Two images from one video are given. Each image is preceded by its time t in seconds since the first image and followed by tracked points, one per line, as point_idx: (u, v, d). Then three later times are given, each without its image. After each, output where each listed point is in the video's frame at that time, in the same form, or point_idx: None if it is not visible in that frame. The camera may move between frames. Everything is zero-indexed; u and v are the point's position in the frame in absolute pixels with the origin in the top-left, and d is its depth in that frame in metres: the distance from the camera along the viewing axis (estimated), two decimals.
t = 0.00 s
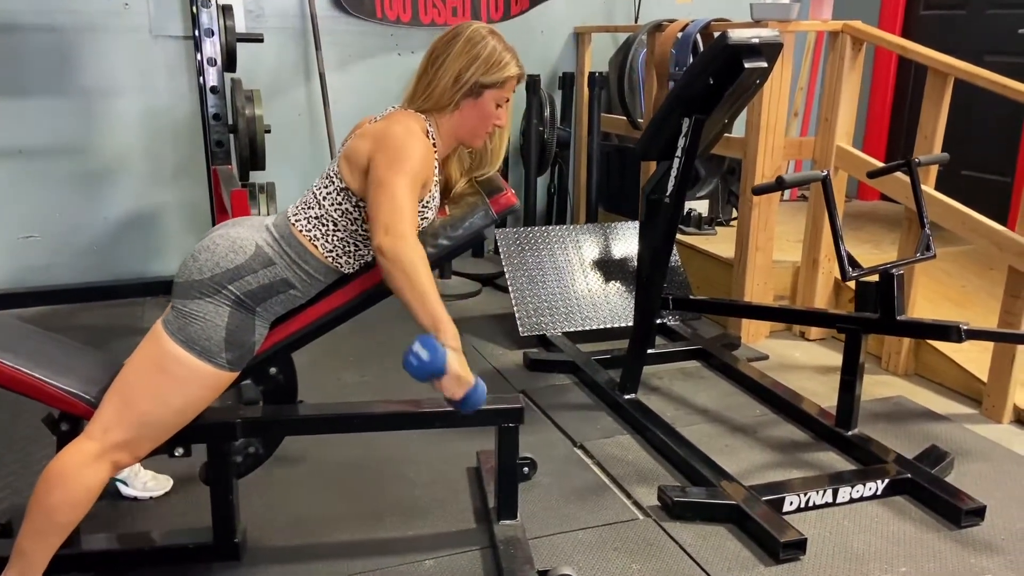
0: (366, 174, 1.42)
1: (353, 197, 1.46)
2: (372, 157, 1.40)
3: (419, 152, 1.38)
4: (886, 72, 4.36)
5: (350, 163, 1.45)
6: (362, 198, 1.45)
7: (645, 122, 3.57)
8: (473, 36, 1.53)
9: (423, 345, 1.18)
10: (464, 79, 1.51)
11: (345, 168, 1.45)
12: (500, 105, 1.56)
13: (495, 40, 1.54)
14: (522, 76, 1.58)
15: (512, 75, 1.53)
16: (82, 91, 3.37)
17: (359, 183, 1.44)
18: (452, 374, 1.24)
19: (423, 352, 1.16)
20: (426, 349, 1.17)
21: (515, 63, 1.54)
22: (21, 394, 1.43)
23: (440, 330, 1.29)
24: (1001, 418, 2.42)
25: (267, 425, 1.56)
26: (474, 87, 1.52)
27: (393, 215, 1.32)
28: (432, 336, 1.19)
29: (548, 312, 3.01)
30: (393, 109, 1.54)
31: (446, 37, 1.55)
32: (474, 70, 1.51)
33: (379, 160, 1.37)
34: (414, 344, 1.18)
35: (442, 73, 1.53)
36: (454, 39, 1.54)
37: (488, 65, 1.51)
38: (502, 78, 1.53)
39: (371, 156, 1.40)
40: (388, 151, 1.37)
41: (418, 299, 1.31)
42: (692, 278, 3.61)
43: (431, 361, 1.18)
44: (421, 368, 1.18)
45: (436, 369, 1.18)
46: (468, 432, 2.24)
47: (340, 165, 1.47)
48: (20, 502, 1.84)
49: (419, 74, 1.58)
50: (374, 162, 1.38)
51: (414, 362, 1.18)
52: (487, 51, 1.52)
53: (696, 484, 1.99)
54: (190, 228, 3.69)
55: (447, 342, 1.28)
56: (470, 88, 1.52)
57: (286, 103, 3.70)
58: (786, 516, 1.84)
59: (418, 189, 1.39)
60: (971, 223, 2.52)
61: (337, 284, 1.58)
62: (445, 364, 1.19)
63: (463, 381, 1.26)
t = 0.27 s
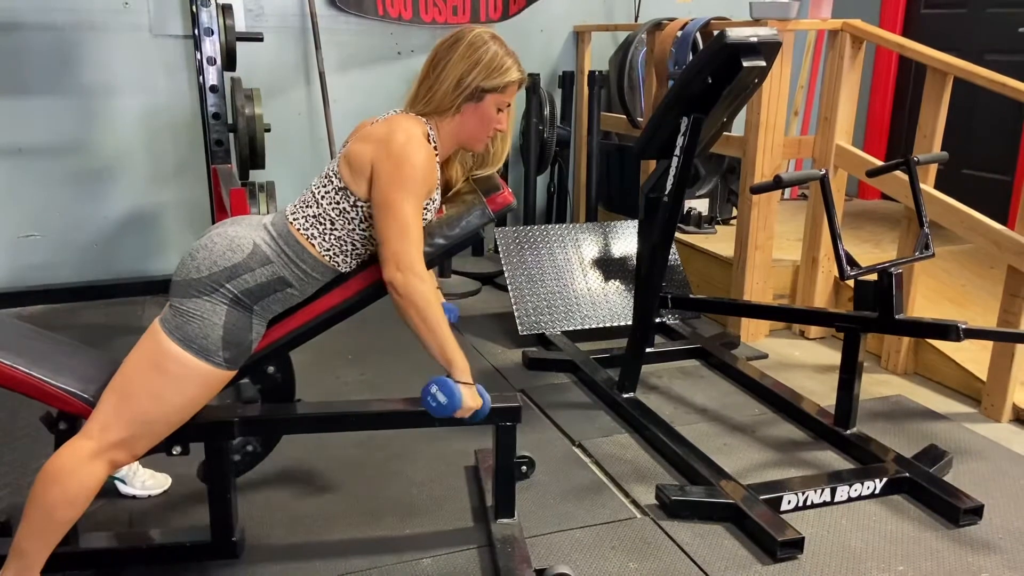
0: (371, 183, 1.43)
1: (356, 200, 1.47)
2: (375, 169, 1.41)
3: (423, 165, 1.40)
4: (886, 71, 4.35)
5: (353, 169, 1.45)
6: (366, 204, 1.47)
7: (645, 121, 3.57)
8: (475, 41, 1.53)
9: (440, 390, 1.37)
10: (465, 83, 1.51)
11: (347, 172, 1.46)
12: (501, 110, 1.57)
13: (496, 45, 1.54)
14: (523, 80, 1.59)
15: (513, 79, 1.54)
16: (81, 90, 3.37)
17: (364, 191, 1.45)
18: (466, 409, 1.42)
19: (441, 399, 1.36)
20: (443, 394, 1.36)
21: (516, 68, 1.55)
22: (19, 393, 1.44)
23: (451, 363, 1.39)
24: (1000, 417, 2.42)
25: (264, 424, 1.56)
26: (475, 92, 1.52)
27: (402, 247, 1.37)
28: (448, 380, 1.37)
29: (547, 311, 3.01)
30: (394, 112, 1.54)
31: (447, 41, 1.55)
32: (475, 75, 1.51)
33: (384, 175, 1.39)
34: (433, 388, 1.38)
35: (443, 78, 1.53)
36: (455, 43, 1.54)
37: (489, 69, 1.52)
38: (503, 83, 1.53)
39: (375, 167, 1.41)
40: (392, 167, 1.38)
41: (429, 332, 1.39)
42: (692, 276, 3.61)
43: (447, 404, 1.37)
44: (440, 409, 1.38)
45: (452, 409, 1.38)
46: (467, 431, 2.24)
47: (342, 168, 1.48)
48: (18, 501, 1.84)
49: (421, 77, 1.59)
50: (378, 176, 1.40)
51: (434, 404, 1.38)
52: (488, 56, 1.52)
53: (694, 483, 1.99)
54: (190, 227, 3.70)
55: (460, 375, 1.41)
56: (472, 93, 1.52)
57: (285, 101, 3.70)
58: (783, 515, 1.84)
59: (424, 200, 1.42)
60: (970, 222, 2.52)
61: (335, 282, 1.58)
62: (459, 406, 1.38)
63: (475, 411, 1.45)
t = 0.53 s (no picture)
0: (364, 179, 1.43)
1: (350, 198, 1.47)
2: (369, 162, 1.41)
3: (416, 158, 1.39)
4: (886, 70, 4.34)
5: (347, 166, 1.46)
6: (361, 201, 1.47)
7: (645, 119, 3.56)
8: (467, 36, 1.53)
9: (430, 366, 1.25)
10: (458, 79, 1.51)
11: (341, 171, 1.47)
12: (494, 105, 1.57)
13: (489, 41, 1.54)
14: (516, 76, 1.59)
15: (507, 75, 1.54)
16: (81, 90, 3.38)
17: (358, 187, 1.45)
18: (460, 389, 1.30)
19: (430, 375, 1.23)
20: (432, 370, 1.24)
21: (509, 63, 1.54)
22: (18, 393, 1.44)
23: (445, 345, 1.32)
24: (999, 416, 2.41)
25: (261, 423, 1.56)
26: (468, 87, 1.52)
27: (394, 229, 1.34)
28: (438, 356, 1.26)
29: (545, 311, 3.02)
30: (387, 108, 1.55)
31: (440, 37, 1.56)
32: (467, 71, 1.51)
33: (376, 168, 1.38)
34: (422, 365, 1.25)
35: (436, 74, 1.53)
36: (448, 39, 1.54)
37: (482, 65, 1.51)
38: (496, 78, 1.53)
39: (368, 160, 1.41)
40: (385, 160, 1.38)
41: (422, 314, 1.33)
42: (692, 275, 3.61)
43: (438, 382, 1.25)
44: (431, 390, 1.25)
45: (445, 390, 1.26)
46: (465, 430, 2.25)
47: (337, 168, 1.48)
48: (16, 500, 1.84)
49: (414, 74, 1.59)
50: (371, 168, 1.39)
51: (423, 384, 1.25)
52: (481, 51, 1.52)
53: (691, 482, 1.99)
54: (190, 227, 3.70)
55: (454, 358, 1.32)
56: (465, 89, 1.53)
57: (285, 101, 3.70)
58: (781, 514, 1.83)
59: (416, 193, 1.41)
60: (970, 220, 2.51)
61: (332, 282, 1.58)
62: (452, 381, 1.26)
63: (471, 392, 1.33)
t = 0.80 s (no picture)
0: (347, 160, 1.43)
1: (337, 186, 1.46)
2: (352, 139, 1.42)
3: (397, 132, 1.39)
4: (887, 68, 4.34)
5: (334, 155, 1.46)
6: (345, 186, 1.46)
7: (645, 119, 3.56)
8: (459, 29, 1.53)
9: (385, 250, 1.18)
10: (450, 72, 1.51)
11: (329, 161, 1.47)
12: (487, 99, 1.57)
13: (481, 33, 1.55)
14: (509, 69, 1.60)
15: (499, 67, 1.55)
16: (81, 89, 3.38)
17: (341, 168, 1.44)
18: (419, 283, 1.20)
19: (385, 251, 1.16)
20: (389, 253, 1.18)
21: (501, 55, 1.55)
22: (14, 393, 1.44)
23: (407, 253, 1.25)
24: (999, 415, 2.41)
25: (258, 423, 1.56)
26: (460, 80, 1.52)
27: (362, 164, 1.32)
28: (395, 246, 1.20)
29: (544, 310, 3.02)
30: (378, 102, 1.54)
31: (431, 31, 1.56)
32: (460, 63, 1.51)
33: (358, 141, 1.39)
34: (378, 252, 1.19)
35: (428, 67, 1.53)
36: (440, 32, 1.54)
37: (474, 57, 1.52)
38: (488, 71, 1.54)
39: (352, 138, 1.42)
40: (367, 133, 1.39)
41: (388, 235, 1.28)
42: (691, 274, 3.60)
43: (392, 263, 1.17)
44: (386, 271, 1.17)
45: (400, 270, 1.18)
46: (463, 429, 2.24)
47: (327, 162, 1.48)
48: (14, 499, 1.84)
49: (405, 68, 1.59)
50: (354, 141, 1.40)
51: (377, 265, 1.17)
52: (473, 43, 1.52)
53: (690, 481, 1.98)
54: (190, 226, 3.70)
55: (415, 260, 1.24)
56: (457, 81, 1.53)
57: (285, 101, 3.70)
58: (779, 514, 1.83)
59: (397, 166, 1.39)
60: (969, 219, 2.50)
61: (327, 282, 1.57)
62: (408, 265, 1.18)
63: (433, 296, 1.22)
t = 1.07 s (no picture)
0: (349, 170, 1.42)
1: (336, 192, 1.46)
2: (353, 150, 1.40)
3: (400, 150, 1.38)
4: (887, 67, 4.32)
5: (333, 159, 1.45)
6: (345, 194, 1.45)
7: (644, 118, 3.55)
8: (458, 33, 1.52)
9: (400, 325, 1.18)
10: (447, 76, 1.51)
11: (327, 164, 1.46)
12: (485, 103, 1.56)
13: (479, 37, 1.54)
14: (508, 73, 1.58)
15: (497, 71, 1.53)
16: (79, 89, 3.37)
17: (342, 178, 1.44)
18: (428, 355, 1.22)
19: (400, 331, 1.16)
20: (403, 329, 1.17)
21: (500, 59, 1.54)
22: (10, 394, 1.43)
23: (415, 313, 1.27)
24: (998, 415, 2.40)
25: (252, 423, 1.56)
26: (458, 84, 1.52)
27: (370, 203, 1.30)
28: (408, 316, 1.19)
29: (543, 310, 3.01)
30: (376, 106, 1.54)
31: (430, 34, 1.55)
32: (457, 67, 1.50)
33: (360, 157, 1.37)
34: (391, 325, 1.18)
35: (425, 71, 1.52)
36: (438, 36, 1.53)
37: (472, 61, 1.51)
38: (487, 75, 1.52)
39: (352, 150, 1.40)
40: (369, 147, 1.37)
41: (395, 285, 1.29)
42: (690, 274, 3.59)
43: (408, 340, 1.17)
44: (399, 348, 1.17)
45: (414, 348, 1.18)
46: (461, 429, 2.24)
47: (324, 163, 1.47)
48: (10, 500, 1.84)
49: (404, 72, 1.58)
50: (356, 156, 1.38)
51: (392, 341, 1.17)
52: (471, 47, 1.51)
53: (687, 481, 1.98)
54: (189, 225, 3.70)
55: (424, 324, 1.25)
56: (454, 85, 1.52)
57: (284, 100, 3.69)
58: (776, 514, 1.82)
59: (400, 183, 1.38)
60: (969, 218, 2.50)
61: (322, 282, 1.58)
62: (421, 341, 1.18)
63: (440, 363, 1.25)
